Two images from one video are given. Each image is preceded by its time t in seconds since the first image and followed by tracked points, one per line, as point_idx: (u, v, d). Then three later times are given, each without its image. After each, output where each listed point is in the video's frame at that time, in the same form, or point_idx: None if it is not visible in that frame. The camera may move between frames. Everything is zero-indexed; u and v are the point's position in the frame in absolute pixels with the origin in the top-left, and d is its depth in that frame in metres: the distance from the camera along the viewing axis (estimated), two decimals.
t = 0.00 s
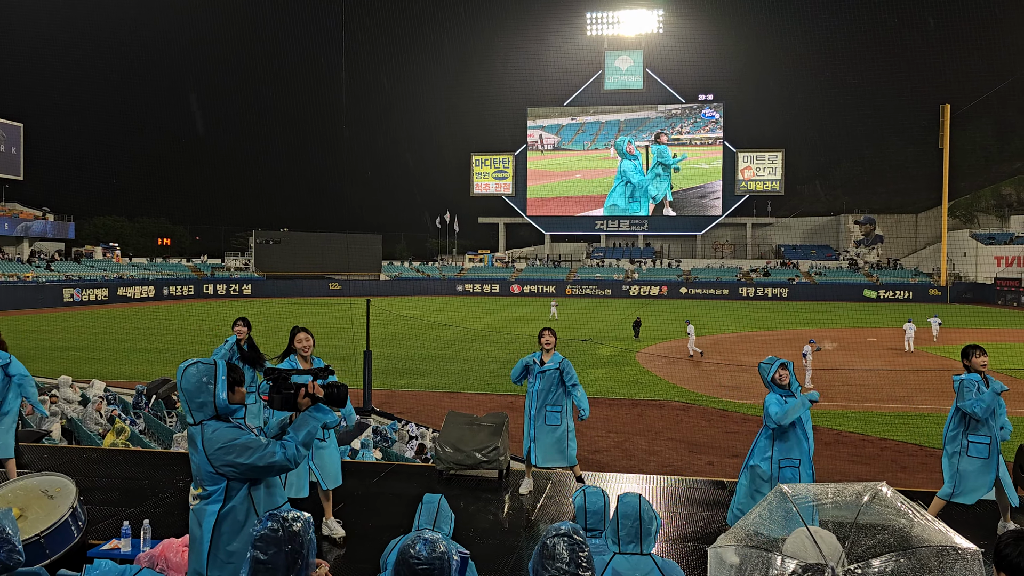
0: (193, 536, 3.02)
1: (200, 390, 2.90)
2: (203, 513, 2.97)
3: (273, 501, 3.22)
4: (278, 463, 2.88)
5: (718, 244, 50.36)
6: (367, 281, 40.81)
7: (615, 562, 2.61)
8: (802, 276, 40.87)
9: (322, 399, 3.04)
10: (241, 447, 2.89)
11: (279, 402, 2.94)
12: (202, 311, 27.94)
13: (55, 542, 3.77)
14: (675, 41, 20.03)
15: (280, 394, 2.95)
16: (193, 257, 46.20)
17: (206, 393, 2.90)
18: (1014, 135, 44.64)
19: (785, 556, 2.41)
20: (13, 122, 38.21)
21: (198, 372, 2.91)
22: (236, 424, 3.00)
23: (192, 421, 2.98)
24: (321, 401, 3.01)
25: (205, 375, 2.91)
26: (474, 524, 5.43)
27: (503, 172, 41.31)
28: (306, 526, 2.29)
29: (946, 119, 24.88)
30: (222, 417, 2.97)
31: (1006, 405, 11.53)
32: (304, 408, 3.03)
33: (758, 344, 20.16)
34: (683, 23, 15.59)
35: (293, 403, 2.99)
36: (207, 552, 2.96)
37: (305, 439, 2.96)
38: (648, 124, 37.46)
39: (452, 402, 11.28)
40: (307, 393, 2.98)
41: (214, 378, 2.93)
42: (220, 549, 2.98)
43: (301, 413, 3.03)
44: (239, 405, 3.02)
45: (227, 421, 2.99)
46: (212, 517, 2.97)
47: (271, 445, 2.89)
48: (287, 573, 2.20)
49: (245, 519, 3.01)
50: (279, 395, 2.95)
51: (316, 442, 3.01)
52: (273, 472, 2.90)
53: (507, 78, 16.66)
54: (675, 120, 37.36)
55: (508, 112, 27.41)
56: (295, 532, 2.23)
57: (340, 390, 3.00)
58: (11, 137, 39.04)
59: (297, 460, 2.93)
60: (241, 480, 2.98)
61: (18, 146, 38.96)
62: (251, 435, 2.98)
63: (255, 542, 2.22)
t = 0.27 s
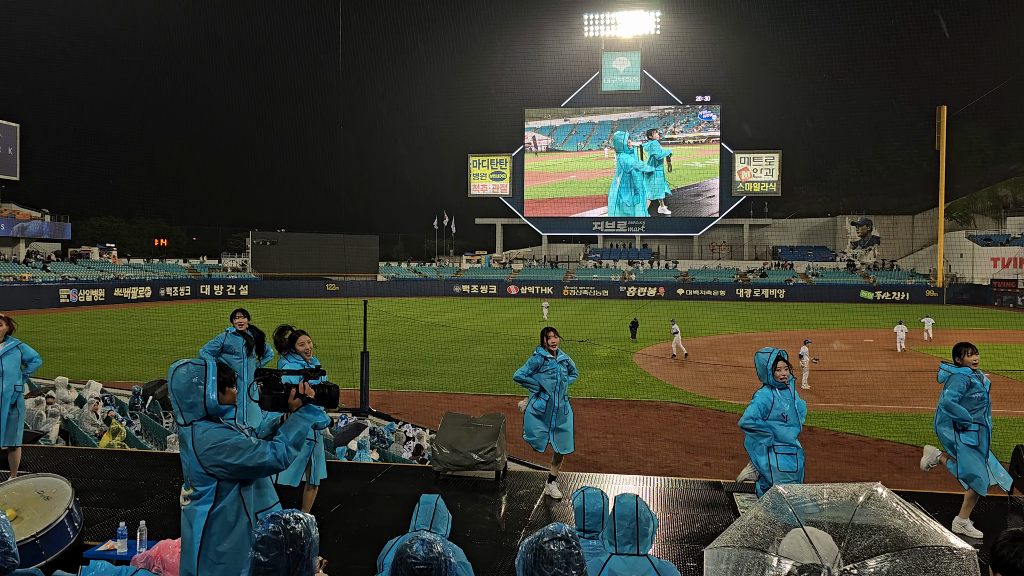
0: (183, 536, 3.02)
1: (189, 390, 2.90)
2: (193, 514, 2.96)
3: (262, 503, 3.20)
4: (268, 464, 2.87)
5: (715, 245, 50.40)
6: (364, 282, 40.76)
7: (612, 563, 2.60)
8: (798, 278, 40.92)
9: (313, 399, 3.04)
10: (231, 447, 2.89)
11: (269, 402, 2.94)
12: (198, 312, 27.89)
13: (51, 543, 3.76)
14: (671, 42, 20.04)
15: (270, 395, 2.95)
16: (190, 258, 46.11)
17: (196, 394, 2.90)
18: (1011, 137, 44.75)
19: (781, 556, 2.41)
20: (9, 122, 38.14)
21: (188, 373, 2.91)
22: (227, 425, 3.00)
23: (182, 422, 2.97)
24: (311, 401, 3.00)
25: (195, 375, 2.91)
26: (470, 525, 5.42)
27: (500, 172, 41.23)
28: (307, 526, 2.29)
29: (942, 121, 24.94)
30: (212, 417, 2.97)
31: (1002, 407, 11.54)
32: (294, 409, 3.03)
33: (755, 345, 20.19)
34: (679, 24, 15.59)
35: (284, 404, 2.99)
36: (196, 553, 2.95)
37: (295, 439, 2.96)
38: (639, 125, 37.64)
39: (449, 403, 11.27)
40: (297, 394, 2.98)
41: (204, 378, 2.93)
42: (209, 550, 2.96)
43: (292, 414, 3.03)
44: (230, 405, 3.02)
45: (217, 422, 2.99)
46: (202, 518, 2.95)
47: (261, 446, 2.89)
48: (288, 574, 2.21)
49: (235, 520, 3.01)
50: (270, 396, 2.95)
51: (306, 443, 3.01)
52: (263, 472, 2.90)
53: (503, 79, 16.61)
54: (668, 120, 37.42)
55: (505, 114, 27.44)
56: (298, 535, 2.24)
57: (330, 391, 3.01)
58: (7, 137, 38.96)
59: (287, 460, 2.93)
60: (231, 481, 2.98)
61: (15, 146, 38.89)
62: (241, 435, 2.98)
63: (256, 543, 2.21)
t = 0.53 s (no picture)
0: (176, 537, 3.02)
1: (182, 391, 2.89)
2: (187, 514, 2.96)
3: (256, 502, 3.20)
4: (262, 464, 2.87)
5: (712, 246, 50.44)
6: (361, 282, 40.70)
7: (608, 564, 2.60)
8: (795, 278, 41.01)
9: (306, 399, 3.03)
10: (223, 447, 2.88)
11: (262, 402, 2.94)
12: (194, 312, 27.76)
13: (46, 544, 3.74)
14: (667, 42, 20.03)
15: (263, 394, 2.94)
16: (186, 258, 45.97)
17: (189, 394, 2.88)
18: (1006, 138, 44.90)
19: (777, 558, 2.42)
20: (4, 122, 37.98)
21: (180, 373, 2.90)
22: (219, 425, 2.99)
23: (175, 422, 2.96)
24: (304, 400, 3.01)
25: (188, 376, 2.90)
26: (467, 526, 5.42)
27: (497, 172, 41.11)
28: (290, 526, 2.28)
29: (939, 122, 25.00)
30: (204, 417, 2.96)
31: (997, 407, 11.57)
32: (287, 409, 3.01)
33: (751, 345, 20.22)
34: (675, 23, 15.55)
35: (277, 404, 2.98)
36: (191, 553, 2.94)
37: (288, 439, 2.96)
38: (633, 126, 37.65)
39: (445, 404, 11.26)
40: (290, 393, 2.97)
41: (197, 379, 2.93)
42: (203, 550, 2.96)
43: (285, 414, 3.03)
44: (223, 405, 3.01)
45: (211, 422, 2.98)
46: (196, 518, 2.96)
47: (254, 446, 2.88)
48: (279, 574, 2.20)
49: (228, 520, 3.00)
50: (262, 396, 2.94)
51: (299, 443, 3.01)
52: (256, 472, 2.89)
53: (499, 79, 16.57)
54: (661, 120, 37.62)
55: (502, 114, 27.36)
56: (280, 531, 2.23)
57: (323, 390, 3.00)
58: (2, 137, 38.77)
59: (280, 460, 2.92)
60: (224, 481, 2.97)
61: (10, 146, 38.74)
62: (234, 435, 2.97)
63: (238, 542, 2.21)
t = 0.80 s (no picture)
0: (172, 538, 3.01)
1: (178, 391, 2.88)
2: (184, 515, 2.95)
3: (253, 502, 3.20)
4: (258, 464, 2.86)
5: (709, 246, 50.53)
6: (358, 283, 40.65)
7: (605, 564, 2.60)
8: (792, 279, 41.09)
9: (303, 399, 3.04)
10: (220, 447, 2.87)
11: (259, 403, 2.94)
12: (190, 312, 27.70)
13: (42, 544, 3.73)
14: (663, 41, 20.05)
15: (260, 395, 2.94)
16: (183, 258, 45.89)
17: (185, 395, 2.87)
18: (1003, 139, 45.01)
19: (774, 557, 2.42)
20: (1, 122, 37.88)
21: (176, 373, 2.89)
22: (215, 425, 2.98)
23: (171, 422, 2.95)
24: (301, 400, 3.02)
25: (184, 375, 2.89)
26: (464, 526, 5.41)
27: (494, 172, 41.14)
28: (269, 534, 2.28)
29: (934, 123, 25.09)
30: (201, 418, 2.95)
31: (993, 408, 11.60)
32: (284, 408, 3.01)
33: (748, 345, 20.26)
34: (671, 22, 15.54)
35: (274, 403, 2.99)
36: (188, 554, 2.94)
37: (284, 439, 2.96)
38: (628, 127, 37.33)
39: (442, 404, 11.25)
40: (287, 394, 2.97)
41: (193, 379, 2.91)
42: (200, 551, 2.95)
43: (282, 414, 3.03)
44: (219, 405, 3.00)
45: (207, 422, 2.97)
46: (193, 519, 2.95)
47: (251, 446, 2.88)
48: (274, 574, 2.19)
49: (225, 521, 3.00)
50: (259, 396, 2.94)
51: (295, 443, 3.01)
52: (252, 472, 2.88)
53: (495, 77, 16.54)
54: (657, 123, 37.41)
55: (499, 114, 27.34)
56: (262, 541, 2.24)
57: (320, 390, 3.01)
58: None
59: (277, 460, 2.92)
60: (220, 481, 2.96)
61: (6, 146, 38.63)
62: (230, 436, 2.96)
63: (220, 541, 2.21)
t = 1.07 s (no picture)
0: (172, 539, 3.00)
1: (177, 392, 2.87)
2: (183, 517, 2.95)
3: (252, 503, 3.19)
4: (258, 464, 2.85)
5: (707, 247, 50.62)
6: (356, 283, 40.63)
7: (603, 564, 2.60)
8: (789, 279, 41.18)
9: (302, 400, 3.04)
10: (219, 449, 2.86)
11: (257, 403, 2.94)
12: (188, 313, 27.67)
13: (39, 546, 3.72)
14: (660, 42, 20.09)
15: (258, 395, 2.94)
16: (181, 259, 45.84)
17: (184, 396, 2.87)
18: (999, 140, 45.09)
19: (771, 558, 2.43)
20: None
21: (175, 374, 2.89)
22: (215, 427, 2.98)
23: (170, 424, 2.95)
24: (300, 401, 3.01)
25: (182, 377, 2.89)
26: (461, 527, 5.41)
27: (492, 173, 41.39)
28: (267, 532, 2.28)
29: (931, 124, 25.17)
30: (200, 419, 2.95)
31: (989, 408, 11.62)
32: (282, 410, 3.01)
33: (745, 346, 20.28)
34: (668, 23, 15.55)
35: (272, 404, 3.00)
36: (188, 555, 2.93)
37: (284, 440, 2.94)
38: (627, 129, 37.77)
39: (440, 405, 11.25)
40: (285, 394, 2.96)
41: (192, 380, 2.91)
42: (199, 553, 2.94)
43: (280, 414, 3.02)
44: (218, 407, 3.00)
45: (206, 423, 2.97)
46: (193, 521, 2.95)
47: (250, 447, 2.87)
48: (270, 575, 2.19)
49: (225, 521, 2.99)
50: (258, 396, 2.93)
51: (295, 444, 3.00)
52: (252, 473, 2.88)
53: (492, 78, 16.53)
54: (656, 124, 37.67)
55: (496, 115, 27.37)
56: (262, 542, 2.24)
57: (319, 391, 3.01)
58: None
59: (277, 461, 2.91)
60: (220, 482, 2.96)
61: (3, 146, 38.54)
62: (229, 437, 2.96)
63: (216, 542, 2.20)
